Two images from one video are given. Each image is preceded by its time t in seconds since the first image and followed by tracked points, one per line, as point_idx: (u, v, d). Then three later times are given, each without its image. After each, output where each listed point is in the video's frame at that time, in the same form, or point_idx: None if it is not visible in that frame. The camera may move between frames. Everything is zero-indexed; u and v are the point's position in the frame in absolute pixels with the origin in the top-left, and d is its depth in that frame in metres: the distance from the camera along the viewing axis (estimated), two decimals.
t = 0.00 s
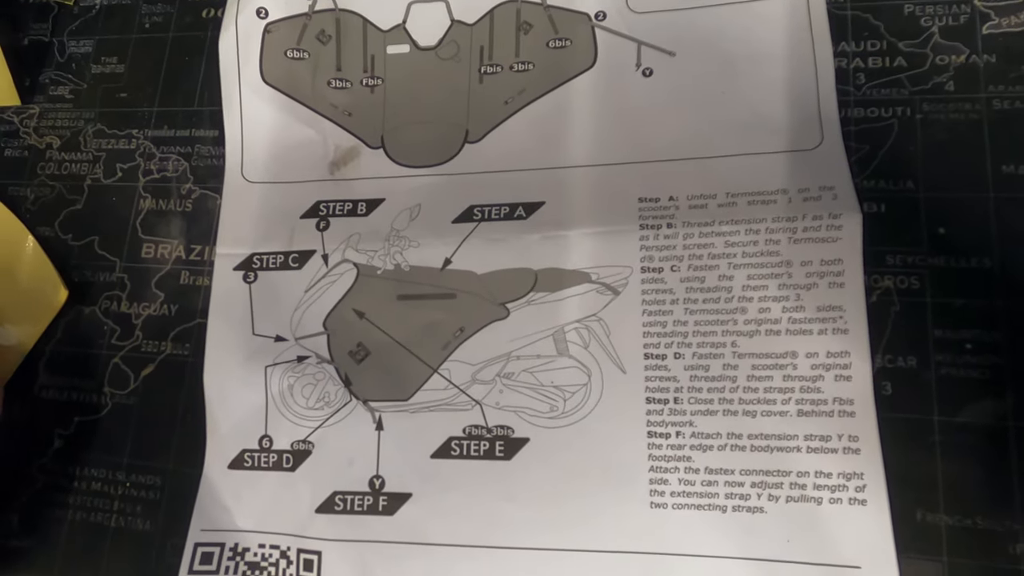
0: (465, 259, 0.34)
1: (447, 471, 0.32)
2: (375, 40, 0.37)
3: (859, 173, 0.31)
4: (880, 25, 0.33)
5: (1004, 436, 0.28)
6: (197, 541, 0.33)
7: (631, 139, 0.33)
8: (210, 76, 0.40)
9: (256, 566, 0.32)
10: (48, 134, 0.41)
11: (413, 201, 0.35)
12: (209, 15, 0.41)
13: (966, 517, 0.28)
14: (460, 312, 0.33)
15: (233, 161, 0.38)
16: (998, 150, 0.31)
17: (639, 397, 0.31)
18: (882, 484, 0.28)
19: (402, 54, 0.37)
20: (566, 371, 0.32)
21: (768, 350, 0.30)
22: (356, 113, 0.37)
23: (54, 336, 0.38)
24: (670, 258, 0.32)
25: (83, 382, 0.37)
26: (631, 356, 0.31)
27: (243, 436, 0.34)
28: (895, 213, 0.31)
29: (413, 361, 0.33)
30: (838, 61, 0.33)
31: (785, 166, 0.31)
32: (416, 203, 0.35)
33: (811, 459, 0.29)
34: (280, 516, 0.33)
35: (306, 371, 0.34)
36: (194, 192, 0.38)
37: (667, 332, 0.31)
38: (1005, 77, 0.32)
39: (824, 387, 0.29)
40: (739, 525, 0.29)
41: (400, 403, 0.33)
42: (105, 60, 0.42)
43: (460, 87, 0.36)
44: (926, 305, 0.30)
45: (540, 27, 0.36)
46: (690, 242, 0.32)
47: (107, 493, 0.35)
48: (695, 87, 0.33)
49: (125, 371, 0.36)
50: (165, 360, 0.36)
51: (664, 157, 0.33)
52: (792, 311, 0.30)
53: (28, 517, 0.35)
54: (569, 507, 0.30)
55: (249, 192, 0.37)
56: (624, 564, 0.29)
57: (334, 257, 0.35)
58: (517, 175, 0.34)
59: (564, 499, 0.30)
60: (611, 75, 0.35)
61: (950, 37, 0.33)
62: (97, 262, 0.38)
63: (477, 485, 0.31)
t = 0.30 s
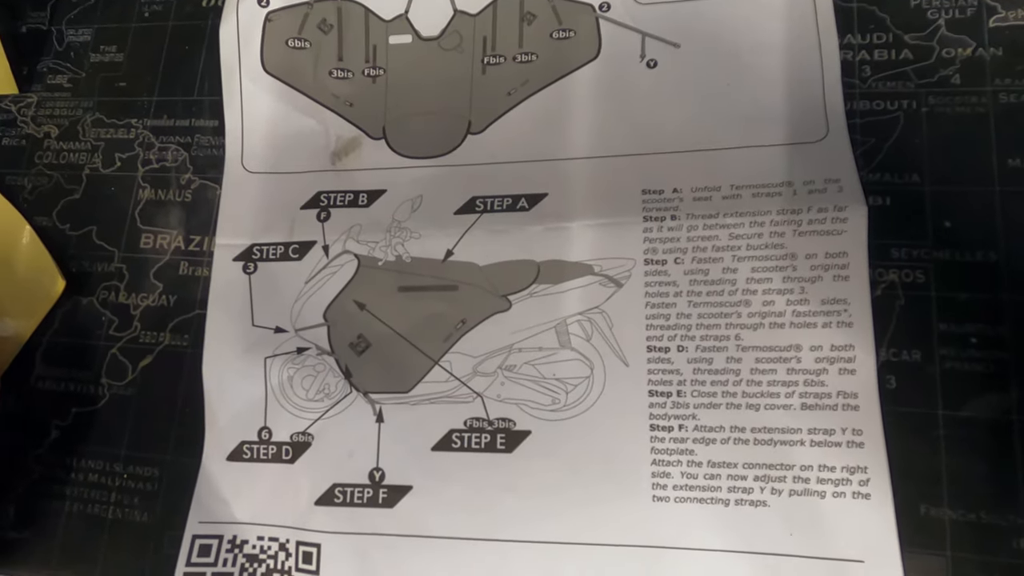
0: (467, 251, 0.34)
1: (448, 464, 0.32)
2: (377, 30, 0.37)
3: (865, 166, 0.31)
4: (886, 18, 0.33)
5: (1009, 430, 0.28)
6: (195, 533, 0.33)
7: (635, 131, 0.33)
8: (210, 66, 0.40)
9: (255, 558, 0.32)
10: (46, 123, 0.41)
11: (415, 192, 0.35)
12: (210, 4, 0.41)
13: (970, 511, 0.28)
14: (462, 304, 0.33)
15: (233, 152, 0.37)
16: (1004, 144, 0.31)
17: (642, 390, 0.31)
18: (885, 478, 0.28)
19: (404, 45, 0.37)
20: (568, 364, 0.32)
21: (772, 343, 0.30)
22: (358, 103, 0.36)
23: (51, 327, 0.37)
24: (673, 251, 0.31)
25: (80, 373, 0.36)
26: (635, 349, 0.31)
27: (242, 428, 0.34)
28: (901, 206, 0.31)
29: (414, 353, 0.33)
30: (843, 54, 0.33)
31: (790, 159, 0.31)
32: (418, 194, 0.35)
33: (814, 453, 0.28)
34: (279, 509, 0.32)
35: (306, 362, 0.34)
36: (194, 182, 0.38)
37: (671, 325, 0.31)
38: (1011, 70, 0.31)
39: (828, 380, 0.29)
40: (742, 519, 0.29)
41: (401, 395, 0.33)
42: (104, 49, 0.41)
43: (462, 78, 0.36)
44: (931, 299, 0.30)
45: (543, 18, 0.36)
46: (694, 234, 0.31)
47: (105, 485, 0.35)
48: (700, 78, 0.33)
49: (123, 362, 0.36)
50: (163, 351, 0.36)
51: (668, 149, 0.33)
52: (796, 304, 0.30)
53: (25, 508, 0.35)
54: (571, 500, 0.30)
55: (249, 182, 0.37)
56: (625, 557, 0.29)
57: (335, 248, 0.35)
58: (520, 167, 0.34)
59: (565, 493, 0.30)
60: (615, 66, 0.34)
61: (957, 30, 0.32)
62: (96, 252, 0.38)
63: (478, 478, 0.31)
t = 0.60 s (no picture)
0: (468, 245, 0.34)
1: (449, 458, 0.32)
2: (378, 21, 0.36)
3: (869, 160, 0.31)
4: (892, 11, 0.33)
5: (1012, 425, 0.28)
6: (195, 527, 0.33)
7: (637, 124, 0.33)
8: (209, 57, 0.39)
9: (255, 552, 0.32)
10: (44, 115, 0.40)
11: (415, 185, 0.35)
12: None
13: (972, 507, 0.28)
14: (463, 298, 0.33)
15: (233, 144, 0.37)
16: (1010, 138, 0.31)
17: (643, 385, 0.30)
18: (887, 473, 0.28)
19: (405, 36, 0.36)
20: (569, 358, 0.31)
21: (775, 338, 0.29)
22: (358, 96, 0.36)
23: (49, 319, 0.37)
24: (676, 245, 0.31)
25: (79, 366, 0.36)
26: (636, 344, 0.31)
27: (242, 422, 0.34)
28: (905, 201, 0.31)
29: (415, 347, 0.33)
30: (848, 47, 0.32)
31: (794, 153, 0.31)
32: (418, 187, 0.35)
33: (816, 448, 0.28)
34: (279, 503, 0.32)
35: (306, 356, 0.34)
36: (193, 174, 0.38)
37: (673, 319, 0.31)
38: (1018, 64, 0.31)
39: (830, 375, 0.29)
40: (744, 514, 0.29)
41: (402, 389, 0.33)
42: (103, 39, 0.41)
43: (463, 70, 0.35)
44: (935, 294, 0.30)
45: (545, 9, 0.35)
46: (697, 228, 0.31)
47: (103, 478, 0.34)
48: (703, 71, 0.33)
49: (121, 355, 0.36)
50: (162, 344, 0.36)
51: (671, 142, 0.32)
52: (799, 299, 0.30)
53: (23, 501, 0.35)
54: (572, 495, 0.30)
55: (249, 175, 0.36)
56: (626, 552, 0.29)
57: (335, 242, 0.35)
58: (522, 160, 0.34)
59: (567, 487, 0.30)
60: (618, 58, 0.34)
61: (963, 23, 0.32)
62: (94, 245, 0.38)
63: (478, 472, 0.31)
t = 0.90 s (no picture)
0: (470, 239, 0.33)
1: (450, 453, 0.31)
2: (378, 13, 0.36)
3: (874, 155, 0.31)
4: (899, 3, 0.32)
5: (1015, 422, 0.28)
6: (195, 520, 0.33)
7: (640, 117, 0.33)
8: (209, 48, 0.39)
9: (256, 546, 0.32)
10: (43, 107, 0.40)
11: (416, 178, 0.35)
12: None
13: (975, 504, 0.28)
14: (464, 293, 0.33)
15: (233, 137, 0.37)
16: (1017, 133, 0.30)
17: (645, 380, 0.30)
18: (889, 470, 0.28)
19: (406, 28, 0.36)
20: (571, 353, 0.31)
21: (778, 334, 0.29)
22: (359, 88, 0.36)
23: (49, 313, 0.37)
24: (679, 239, 0.31)
25: (79, 359, 0.36)
26: (638, 339, 0.31)
27: (243, 416, 0.34)
28: (910, 196, 0.30)
29: (416, 342, 0.33)
30: (855, 39, 0.32)
31: (798, 147, 0.31)
32: (419, 181, 0.35)
33: (818, 444, 0.28)
34: (280, 497, 0.32)
35: (307, 350, 0.34)
36: (193, 167, 0.38)
37: (675, 315, 0.31)
38: None
39: (833, 371, 0.29)
40: (745, 510, 0.28)
41: (403, 383, 0.33)
42: (101, 30, 0.41)
43: (465, 63, 0.35)
44: (939, 290, 0.29)
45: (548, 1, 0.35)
46: (700, 223, 0.31)
47: (105, 471, 0.34)
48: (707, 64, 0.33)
49: (122, 348, 0.36)
50: (163, 338, 0.36)
51: (675, 136, 0.32)
52: (802, 294, 0.29)
53: (25, 494, 0.35)
54: (573, 490, 0.30)
55: (249, 167, 0.36)
56: (627, 547, 0.29)
57: (336, 235, 0.35)
58: (524, 154, 0.34)
59: (567, 482, 0.30)
60: (622, 51, 0.34)
61: (970, 15, 0.32)
62: (94, 238, 0.38)
63: (480, 467, 0.31)
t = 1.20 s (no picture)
0: (469, 236, 0.33)
1: (449, 452, 0.31)
2: (377, 9, 0.36)
3: (876, 153, 0.31)
4: None
5: (1016, 422, 0.28)
6: (194, 518, 0.33)
7: (640, 115, 0.32)
8: (207, 44, 0.39)
9: (254, 544, 0.32)
10: (40, 103, 0.40)
11: (415, 176, 0.34)
12: None
13: (975, 503, 0.28)
14: (463, 290, 0.33)
15: (231, 134, 0.37)
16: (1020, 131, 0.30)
17: (645, 379, 0.30)
18: (890, 469, 0.27)
19: (405, 24, 0.35)
20: (570, 351, 0.31)
21: (778, 333, 0.29)
22: (358, 85, 0.36)
23: (48, 310, 0.37)
24: (679, 238, 0.31)
25: (78, 357, 0.36)
26: (638, 338, 0.31)
27: (241, 414, 0.33)
28: (912, 194, 0.30)
29: (415, 340, 0.33)
30: (857, 36, 0.32)
31: (798, 145, 0.31)
32: (419, 178, 0.34)
33: (818, 444, 0.28)
34: (279, 495, 0.32)
35: (306, 348, 0.34)
36: (191, 164, 0.37)
37: (675, 313, 0.30)
38: None
39: (834, 370, 0.28)
40: (745, 509, 0.28)
41: (402, 382, 0.32)
42: (99, 26, 0.40)
43: (464, 59, 0.35)
44: (940, 289, 0.29)
45: None
46: (700, 221, 0.31)
47: (103, 469, 0.34)
48: (708, 61, 0.32)
49: (121, 346, 0.36)
50: (161, 335, 0.36)
51: (675, 134, 0.32)
52: (802, 293, 0.29)
53: (24, 491, 0.35)
54: (572, 489, 0.30)
55: (248, 164, 0.36)
56: (626, 546, 0.29)
57: (335, 233, 0.35)
58: (524, 151, 0.33)
59: (567, 481, 0.30)
60: (623, 47, 0.33)
61: (973, 12, 0.31)
62: (92, 235, 0.38)
63: (479, 466, 0.31)
